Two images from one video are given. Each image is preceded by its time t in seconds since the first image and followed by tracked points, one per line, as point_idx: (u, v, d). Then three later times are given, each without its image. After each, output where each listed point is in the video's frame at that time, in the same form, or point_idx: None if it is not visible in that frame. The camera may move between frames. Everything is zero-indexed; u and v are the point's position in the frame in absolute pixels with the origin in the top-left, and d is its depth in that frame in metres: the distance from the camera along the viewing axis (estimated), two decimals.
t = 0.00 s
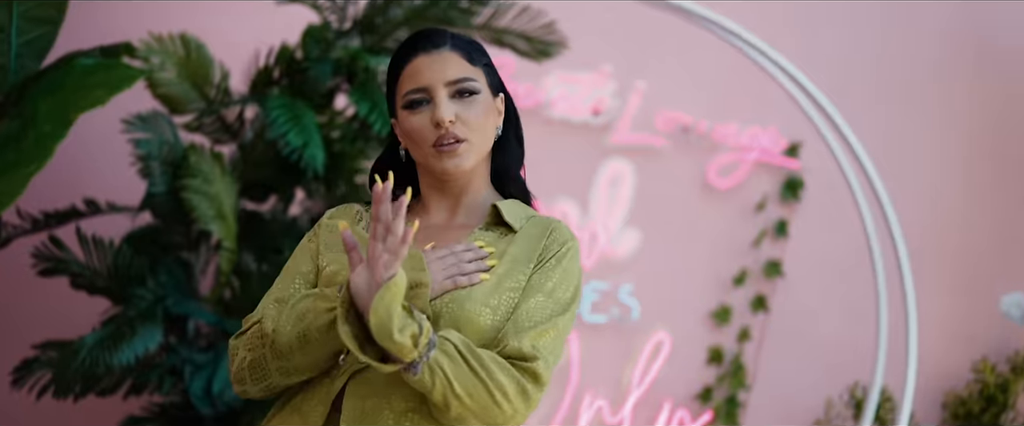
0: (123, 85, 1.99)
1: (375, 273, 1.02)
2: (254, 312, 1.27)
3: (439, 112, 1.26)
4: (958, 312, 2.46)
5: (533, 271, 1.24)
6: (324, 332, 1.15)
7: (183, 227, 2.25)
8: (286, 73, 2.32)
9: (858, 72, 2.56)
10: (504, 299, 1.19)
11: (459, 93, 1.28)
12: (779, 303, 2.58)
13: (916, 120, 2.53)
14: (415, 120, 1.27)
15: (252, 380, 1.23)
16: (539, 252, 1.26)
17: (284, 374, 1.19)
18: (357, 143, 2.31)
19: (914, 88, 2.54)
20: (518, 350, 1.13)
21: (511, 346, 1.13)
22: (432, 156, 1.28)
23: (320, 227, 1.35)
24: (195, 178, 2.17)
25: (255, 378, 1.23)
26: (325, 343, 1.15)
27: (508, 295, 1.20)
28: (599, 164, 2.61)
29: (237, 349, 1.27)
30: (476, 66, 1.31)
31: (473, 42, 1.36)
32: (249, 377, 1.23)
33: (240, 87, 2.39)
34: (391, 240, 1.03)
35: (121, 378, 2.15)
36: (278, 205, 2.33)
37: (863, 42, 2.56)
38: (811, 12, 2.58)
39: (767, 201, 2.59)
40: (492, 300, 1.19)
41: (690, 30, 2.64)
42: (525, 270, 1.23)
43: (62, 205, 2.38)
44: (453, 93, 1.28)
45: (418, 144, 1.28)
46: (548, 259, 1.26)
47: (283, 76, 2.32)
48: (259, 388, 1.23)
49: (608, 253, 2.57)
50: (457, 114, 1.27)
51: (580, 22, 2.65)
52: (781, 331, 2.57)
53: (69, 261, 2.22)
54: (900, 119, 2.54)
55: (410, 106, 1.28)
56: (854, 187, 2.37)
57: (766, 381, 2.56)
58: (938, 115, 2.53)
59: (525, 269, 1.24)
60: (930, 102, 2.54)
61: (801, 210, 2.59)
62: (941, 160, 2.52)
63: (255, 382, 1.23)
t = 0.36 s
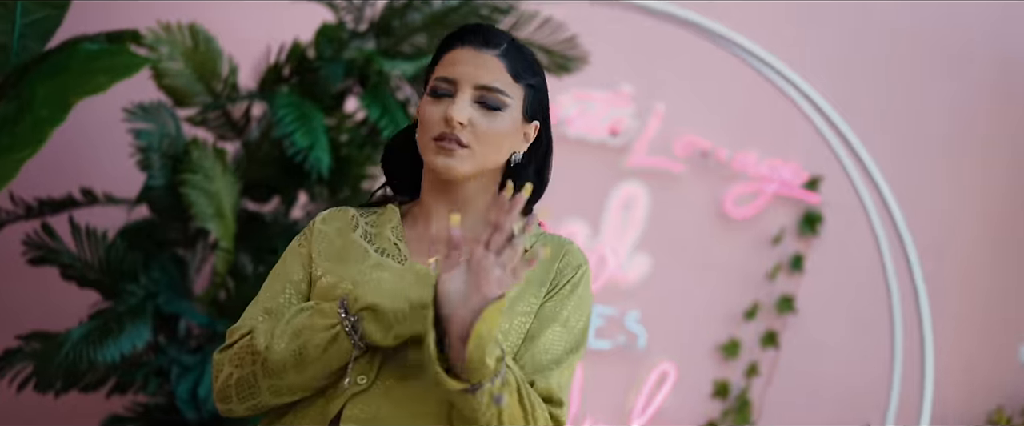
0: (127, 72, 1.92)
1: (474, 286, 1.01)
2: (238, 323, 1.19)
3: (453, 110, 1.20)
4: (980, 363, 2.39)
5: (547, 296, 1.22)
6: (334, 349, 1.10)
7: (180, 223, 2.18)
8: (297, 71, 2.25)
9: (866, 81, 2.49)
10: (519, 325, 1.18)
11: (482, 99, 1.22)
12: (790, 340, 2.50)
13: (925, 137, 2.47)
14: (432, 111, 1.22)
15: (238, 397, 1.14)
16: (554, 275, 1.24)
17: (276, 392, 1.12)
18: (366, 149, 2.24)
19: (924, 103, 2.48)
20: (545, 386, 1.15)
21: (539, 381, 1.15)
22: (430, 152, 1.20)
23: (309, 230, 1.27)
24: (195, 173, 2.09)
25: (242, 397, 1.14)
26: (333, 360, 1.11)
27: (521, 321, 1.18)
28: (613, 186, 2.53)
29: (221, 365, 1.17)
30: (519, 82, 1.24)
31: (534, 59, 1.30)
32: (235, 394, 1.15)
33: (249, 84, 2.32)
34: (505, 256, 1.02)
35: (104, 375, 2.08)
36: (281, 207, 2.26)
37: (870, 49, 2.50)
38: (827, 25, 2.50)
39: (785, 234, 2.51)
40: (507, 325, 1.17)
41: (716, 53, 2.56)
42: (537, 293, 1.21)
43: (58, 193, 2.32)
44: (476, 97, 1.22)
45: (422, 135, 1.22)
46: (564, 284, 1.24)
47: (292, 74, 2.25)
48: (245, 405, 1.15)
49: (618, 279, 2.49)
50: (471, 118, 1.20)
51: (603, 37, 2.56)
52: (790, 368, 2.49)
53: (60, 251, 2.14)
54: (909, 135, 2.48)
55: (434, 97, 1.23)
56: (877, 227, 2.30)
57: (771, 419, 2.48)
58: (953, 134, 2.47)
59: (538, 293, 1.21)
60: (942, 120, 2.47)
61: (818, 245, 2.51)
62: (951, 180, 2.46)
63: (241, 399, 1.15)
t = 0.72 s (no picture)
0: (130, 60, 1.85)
1: (594, 321, 0.94)
2: (213, 324, 1.13)
3: (456, 99, 1.20)
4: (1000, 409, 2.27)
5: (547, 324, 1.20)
6: (316, 362, 1.03)
7: (178, 220, 2.11)
8: (307, 69, 2.19)
9: (894, 83, 2.37)
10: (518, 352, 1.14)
11: (492, 100, 1.21)
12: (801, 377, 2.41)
13: (949, 142, 2.34)
14: (439, 97, 1.22)
15: (206, 405, 1.07)
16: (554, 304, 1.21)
17: (248, 405, 1.05)
18: (374, 154, 2.18)
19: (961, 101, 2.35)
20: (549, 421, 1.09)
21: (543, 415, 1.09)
22: (423, 138, 1.20)
23: (293, 228, 1.23)
24: (197, 170, 2.02)
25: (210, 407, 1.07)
26: (316, 374, 1.04)
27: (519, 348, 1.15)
28: (628, 207, 2.47)
29: (189, 369, 1.11)
30: (537, 93, 1.24)
31: (561, 73, 1.29)
32: (203, 401, 1.08)
33: (258, 80, 2.25)
34: (628, 295, 0.96)
35: (90, 372, 2.01)
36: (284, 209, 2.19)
37: (902, 49, 2.37)
38: (857, 32, 2.39)
39: (800, 267, 2.41)
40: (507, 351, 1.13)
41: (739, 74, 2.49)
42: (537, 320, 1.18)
43: (57, 182, 2.25)
44: (486, 95, 1.21)
45: (423, 120, 1.22)
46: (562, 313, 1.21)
47: (303, 73, 2.19)
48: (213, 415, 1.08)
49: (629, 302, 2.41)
50: (473, 112, 1.20)
51: (623, 56, 2.53)
52: (799, 406, 2.40)
53: (52, 241, 2.06)
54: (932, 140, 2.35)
55: (446, 87, 1.23)
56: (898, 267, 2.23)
57: None
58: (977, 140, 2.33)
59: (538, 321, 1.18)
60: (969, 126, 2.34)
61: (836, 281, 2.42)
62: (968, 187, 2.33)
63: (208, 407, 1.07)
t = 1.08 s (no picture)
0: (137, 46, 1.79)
1: (656, 364, 0.91)
2: (196, 324, 1.08)
3: (489, 115, 1.15)
4: None
5: (550, 356, 1.13)
6: (294, 374, 0.98)
7: (179, 218, 2.05)
8: (319, 69, 2.12)
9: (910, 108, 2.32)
10: (514, 380, 1.08)
11: (519, 108, 1.18)
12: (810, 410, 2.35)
13: (961, 166, 2.30)
14: (462, 111, 1.17)
15: (178, 408, 1.02)
16: (558, 333, 1.14)
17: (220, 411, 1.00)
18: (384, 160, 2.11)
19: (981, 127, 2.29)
20: None
21: None
22: (456, 160, 1.15)
23: (289, 228, 1.17)
24: (199, 166, 1.96)
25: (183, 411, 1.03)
26: (294, 386, 0.98)
27: (516, 374, 1.08)
28: (642, 227, 2.41)
29: (165, 368, 1.06)
30: (554, 96, 1.22)
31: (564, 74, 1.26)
32: (174, 404, 1.03)
33: (268, 78, 2.19)
34: (687, 338, 0.93)
35: (79, 369, 1.96)
36: (287, 213, 2.13)
37: (919, 75, 2.32)
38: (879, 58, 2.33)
39: (815, 298, 2.35)
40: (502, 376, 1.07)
41: (761, 97, 2.43)
42: (539, 348, 1.12)
43: (58, 173, 2.19)
44: (513, 104, 1.18)
45: (449, 138, 1.17)
46: (566, 344, 1.14)
47: (314, 72, 2.13)
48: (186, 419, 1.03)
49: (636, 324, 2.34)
50: (506, 127, 1.16)
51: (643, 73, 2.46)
52: None
53: (47, 232, 2.00)
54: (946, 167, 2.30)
55: (464, 98, 1.18)
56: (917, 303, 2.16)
57: None
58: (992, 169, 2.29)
59: (540, 349, 1.12)
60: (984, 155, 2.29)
61: (851, 313, 2.36)
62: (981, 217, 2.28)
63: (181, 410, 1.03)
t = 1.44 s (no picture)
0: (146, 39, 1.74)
1: (683, 394, 0.92)
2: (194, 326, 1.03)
3: (505, 122, 1.11)
4: None
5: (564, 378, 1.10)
6: (298, 386, 0.94)
7: (183, 216, 2.00)
8: (332, 70, 2.08)
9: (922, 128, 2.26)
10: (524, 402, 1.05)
11: (541, 117, 1.13)
12: None
13: (963, 170, 2.24)
14: (480, 116, 1.13)
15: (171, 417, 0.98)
16: (574, 356, 1.12)
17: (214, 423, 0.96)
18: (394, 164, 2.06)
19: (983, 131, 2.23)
20: None
21: None
22: (468, 166, 1.12)
23: (296, 230, 1.13)
24: (206, 164, 1.92)
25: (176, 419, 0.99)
26: (295, 399, 0.95)
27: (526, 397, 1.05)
28: (655, 244, 2.37)
29: (160, 372, 1.02)
30: (582, 109, 1.17)
31: (598, 84, 1.21)
32: (168, 411, 0.99)
33: (280, 76, 2.15)
34: (715, 369, 0.93)
35: (74, 367, 1.91)
36: (294, 214, 2.08)
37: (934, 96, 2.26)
38: (896, 79, 2.28)
39: (828, 323, 2.30)
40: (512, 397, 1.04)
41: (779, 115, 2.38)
42: (552, 371, 1.09)
43: (62, 165, 2.14)
44: (535, 112, 1.14)
45: (463, 142, 1.13)
46: (580, 366, 1.12)
47: (327, 73, 2.08)
48: None
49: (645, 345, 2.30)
50: (523, 136, 1.12)
51: (663, 88, 2.41)
52: None
53: (47, 225, 1.95)
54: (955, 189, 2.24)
55: (484, 100, 1.14)
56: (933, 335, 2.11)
57: None
58: (1002, 191, 2.22)
59: (553, 371, 1.09)
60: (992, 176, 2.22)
61: (864, 340, 2.30)
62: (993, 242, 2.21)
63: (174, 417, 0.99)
